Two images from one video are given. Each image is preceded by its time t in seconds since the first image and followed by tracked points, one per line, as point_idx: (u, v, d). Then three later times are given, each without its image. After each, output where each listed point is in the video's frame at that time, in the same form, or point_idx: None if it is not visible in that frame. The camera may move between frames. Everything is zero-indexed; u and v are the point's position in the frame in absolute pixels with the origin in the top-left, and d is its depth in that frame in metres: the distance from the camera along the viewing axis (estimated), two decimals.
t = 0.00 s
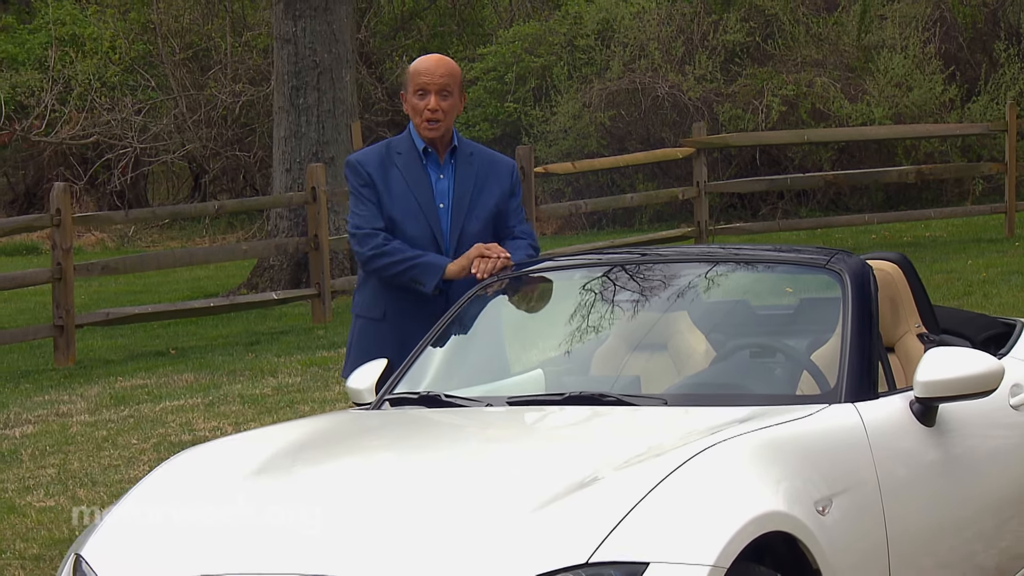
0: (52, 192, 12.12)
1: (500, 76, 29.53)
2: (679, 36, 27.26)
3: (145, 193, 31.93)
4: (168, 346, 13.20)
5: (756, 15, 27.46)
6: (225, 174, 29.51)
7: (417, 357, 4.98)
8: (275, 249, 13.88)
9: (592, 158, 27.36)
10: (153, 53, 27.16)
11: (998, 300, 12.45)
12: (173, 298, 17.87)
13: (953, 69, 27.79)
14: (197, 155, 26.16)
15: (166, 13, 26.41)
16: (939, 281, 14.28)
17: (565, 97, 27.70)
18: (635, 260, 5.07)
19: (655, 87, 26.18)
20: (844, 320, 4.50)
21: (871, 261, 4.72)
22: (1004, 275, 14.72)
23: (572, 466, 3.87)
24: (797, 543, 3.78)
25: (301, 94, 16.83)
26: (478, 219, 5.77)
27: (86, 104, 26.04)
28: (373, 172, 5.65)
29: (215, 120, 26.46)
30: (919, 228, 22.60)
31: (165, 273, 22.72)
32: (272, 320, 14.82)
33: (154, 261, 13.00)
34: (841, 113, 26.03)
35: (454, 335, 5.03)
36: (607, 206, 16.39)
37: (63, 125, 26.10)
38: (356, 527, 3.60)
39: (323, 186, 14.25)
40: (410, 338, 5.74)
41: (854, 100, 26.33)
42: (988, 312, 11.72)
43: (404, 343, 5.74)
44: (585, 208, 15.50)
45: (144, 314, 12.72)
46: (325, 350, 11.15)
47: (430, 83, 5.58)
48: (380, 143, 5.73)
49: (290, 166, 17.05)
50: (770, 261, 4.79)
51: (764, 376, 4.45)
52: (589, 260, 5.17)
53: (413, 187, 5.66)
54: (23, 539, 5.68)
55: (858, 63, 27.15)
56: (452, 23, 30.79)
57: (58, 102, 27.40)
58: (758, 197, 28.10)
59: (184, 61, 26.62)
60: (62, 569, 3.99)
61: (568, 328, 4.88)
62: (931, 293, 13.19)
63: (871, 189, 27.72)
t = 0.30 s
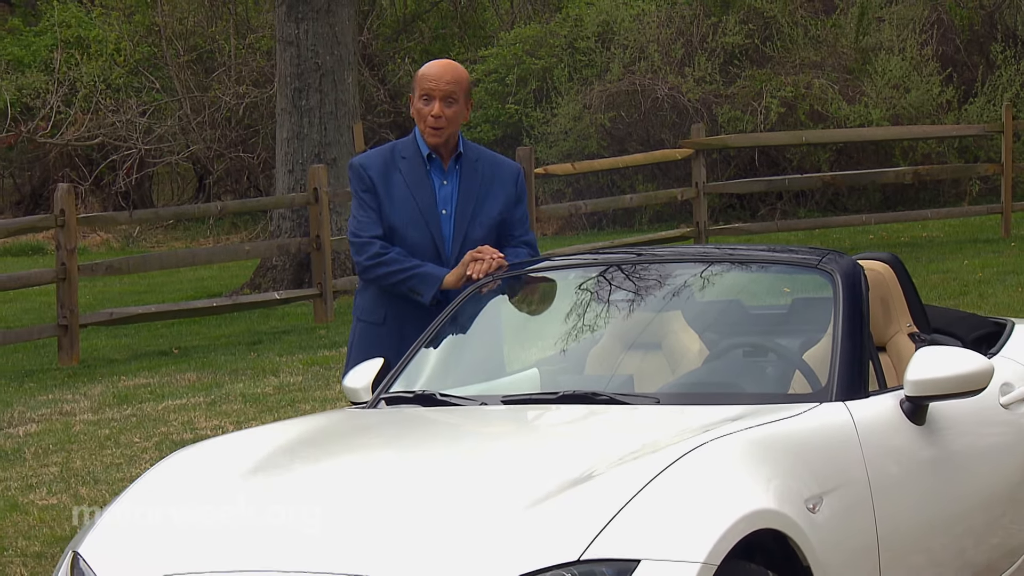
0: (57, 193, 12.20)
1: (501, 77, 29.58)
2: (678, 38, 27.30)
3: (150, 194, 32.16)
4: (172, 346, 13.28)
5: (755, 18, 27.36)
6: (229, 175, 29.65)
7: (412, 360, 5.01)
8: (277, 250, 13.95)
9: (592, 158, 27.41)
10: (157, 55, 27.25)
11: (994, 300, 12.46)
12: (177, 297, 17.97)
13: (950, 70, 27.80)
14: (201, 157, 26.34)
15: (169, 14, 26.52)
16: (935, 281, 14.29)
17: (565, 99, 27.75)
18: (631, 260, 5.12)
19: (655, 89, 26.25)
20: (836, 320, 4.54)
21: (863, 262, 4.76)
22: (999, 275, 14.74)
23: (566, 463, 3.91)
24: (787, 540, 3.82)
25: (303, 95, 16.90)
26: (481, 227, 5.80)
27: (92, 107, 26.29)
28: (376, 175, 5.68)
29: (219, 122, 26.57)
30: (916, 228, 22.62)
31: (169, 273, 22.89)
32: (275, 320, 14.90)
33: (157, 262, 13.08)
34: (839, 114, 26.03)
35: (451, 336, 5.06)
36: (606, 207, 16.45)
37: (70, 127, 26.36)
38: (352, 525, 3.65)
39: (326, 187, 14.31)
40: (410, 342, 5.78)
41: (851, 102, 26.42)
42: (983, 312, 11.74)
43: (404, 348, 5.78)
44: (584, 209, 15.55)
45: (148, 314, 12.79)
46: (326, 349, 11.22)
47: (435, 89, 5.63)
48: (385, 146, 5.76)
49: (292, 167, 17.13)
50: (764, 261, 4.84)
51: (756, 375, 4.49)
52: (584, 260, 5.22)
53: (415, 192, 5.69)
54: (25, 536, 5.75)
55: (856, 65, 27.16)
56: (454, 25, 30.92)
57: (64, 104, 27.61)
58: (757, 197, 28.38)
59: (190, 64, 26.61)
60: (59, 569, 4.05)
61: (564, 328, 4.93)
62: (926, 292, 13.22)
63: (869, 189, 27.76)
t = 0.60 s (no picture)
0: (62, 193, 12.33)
1: (503, 79, 29.66)
2: (678, 39, 27.37)
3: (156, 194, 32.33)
4: (177, 344, 13.35)
5: (755, 20, 27.16)
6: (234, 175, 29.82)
7: (407, 360, 5.06)
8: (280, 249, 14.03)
9: (593, 158, 27.47)
10: (163, 57, 27.20)
11: (990, 298, 12.48)
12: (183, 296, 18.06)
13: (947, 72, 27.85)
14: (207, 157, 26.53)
15: (175, 17, 26.45)
16: (932, 280, 14.32)
17: (567, 99, 27.61)
18: (628, 259, 5.16)
19: (655, 90, 26.33)
20: (828, 319, 4.58)
21: (855, 261, 4.81)
22: (996, 274, 14.75)
23: (561, 460, 3.96)
24: (779, 536, 3.87)
25: (306, 96, 16.96)
26: (485, 234, 5.85)
27: (98, 107, 26.46)
28: (380, 183, 5.73)
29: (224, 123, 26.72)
30: (914, 228, 22.64)
31: (174, 272, 23.03)
32: (278, 318, 14.97)
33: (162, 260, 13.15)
34: (838, 115, 26.11)
35: (447, 336, 5.11)
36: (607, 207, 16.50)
37: (76, 128, 26.54)
38: (349, 523, 3.69)
39: (328, 186, 14.38)
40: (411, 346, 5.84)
41: (850, 102, 26.51)
42: (979, 311, 11.76)
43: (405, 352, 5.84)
44: (584, 209, 15.59)
45: (152, 313, 12.86)
46: (328, 348, 11.29)
47: (444, 101, 5.63)
48: (389, 151, 5.80)
49: (296, 167, 17.19)
50: (761, 259, 4.88)
51: (749, 373, 4.53)
52: (582, 259, 5.27)
53: (419, 199, 5.73)
54: (29, 533, 5.82)
55: (855, 67, 27.28)
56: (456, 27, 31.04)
57: (71, 105, 27.84)
58: (756, 197, 28.40)
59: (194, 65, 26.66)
60: (58, 566, 4.11)
61: (561, 325, 4.97)
62: (923, 291, 13.25)
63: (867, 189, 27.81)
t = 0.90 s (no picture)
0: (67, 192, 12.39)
1: (504, 80, 29.74)
2: (678, 40, 27.49)
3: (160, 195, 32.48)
4: (180, 343, 13.43)
5: (753, 21, 27.63)
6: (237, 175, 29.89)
7: (403, 360, 5.11)
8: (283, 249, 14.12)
9: (593, 159, 27.27)
10: (168, 58, 27.30)
11: (985, 297, 12.49)
12: (186, 296, 18.16)
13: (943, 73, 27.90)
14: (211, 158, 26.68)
15: (180, 19, 26.04)
16: (928, 279, 14.33)
17: (567, 101, 27.65)
18: (624, 258, 5.22)
19: (655, 91, 26.26)
20: (820, 317, 4.63)
21: (848, 261, 4.86)
22: (991, 273, 14.78)
23: (556, 457, 4.02)
24: (771, 533, 3.93)
25: (309, 98, 17.02)
26: (486, 240, 5.92)
27: (104, 109, 26.62)
28: (382, 189, 5.78)
29: (228, 123, 26.77)
30: (911, 227, 22.63)
31: (178, 271, 23.09)
32: (281, 317, 15.04)
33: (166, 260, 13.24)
34: (835, 115, 26.14)
35: (444, 337, 5.15)
36: (606, 206, 16.54)
37: (81, 129, 26.69)
38: (347, 518, 3.74)
39: (330, 186, 14.46)
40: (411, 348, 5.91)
41: (847, 103, 26.55)
42: (973, 310, 11.79)
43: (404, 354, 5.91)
44: (584, 209, 15.64)
45: (156, 312, 12.94)
46: (331, 347, 11.36)
47: (449, 113, 5.67)
48: (391, 157, 5.84)
49: (298, 168, 17.26)
50: (756, 259, 4.94)
51: (742, 372, 4.59)
52: (579, 258, 5.33)
53: (420, 207, 5.79)
54: (32, 530, 5.90)
55: (852, 67, 27.37)
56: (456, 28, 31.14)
57: (77, 106, 28.00)
58: (754, 197, 28.35)
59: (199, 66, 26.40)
60: (58, 562, 4.18)
61: (558, 323, 5.03)
62: (918, 290, 13.27)
63: (864, 189, 27.85)
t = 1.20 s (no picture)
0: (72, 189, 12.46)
1: (506, 78, 29.93)
2: (677, 39, 27.70)
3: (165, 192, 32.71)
4: (184, 338, 13.52)
5: (752, 20, 27.55)
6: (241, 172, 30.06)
7: (399, 356, 5.18)
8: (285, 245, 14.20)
9: (593, 157, 27.74)
10: (173, 57, 27.40)
11: (980, 293, 12.51)
12: (190, 291, 18.27)
13: (941, 71, 27.93)
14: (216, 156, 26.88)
15: (184, 17, 26.85)
16: (924, 276, 14.34)
17: (568, 98, 28.01)
18: (621, 255, 5.28)
19: (654, 89, 26.55)
20: (813, 313, 4.69)
21: (840, 257, 4.92)
22: (987, 269, 14.81)
23: (549, 451, 4.07)
24: (762, 526, 3.98)
25: (312, 95, 17.10)
26: (483, 237, 5.97)
27: (109, 106, 26.81)
28: (379, 186, 5.85)
29: (232, 122, 26.85)
30: (907, 224, 22.65)
31: (183, 267, 23.24)
32: (284, 312, 15.12)
33: (170, 256, 13.32)
34: (833, 113, 26.16)
35: (440, 333, 5.22)
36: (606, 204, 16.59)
37: (87, 127, 26.90)
38: (346, 513, 3.79)
39: (333, 183, 14.53)
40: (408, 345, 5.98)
41: (845, 101, 26.53)
42: (968, 306, 11.83)
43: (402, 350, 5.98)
44: (584, 205, 15.69)
45: (159, 308, 13.03)
46: (332, 342, 11.43)
47: (444, 110, 5.76)
48: (388, 154, 5.91)
49: (301, 165, 17.34)
50: (749, 256, 5.00)
51: (735, 366, 4.64)
52: (575, 255, 5.38)
53: (417, 204, 5.86)
54: (36, 523, 5.97)
55: (851, 66, 27.23)
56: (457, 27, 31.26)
57: (82, 104, 28.15)
58: (753, 194, 28.50)
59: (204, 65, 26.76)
60: (59, 554, 4.24)
61: (554, 318, 5.09)
62: (914, 287, 13.30)
63: (862, 186, 27.89)
